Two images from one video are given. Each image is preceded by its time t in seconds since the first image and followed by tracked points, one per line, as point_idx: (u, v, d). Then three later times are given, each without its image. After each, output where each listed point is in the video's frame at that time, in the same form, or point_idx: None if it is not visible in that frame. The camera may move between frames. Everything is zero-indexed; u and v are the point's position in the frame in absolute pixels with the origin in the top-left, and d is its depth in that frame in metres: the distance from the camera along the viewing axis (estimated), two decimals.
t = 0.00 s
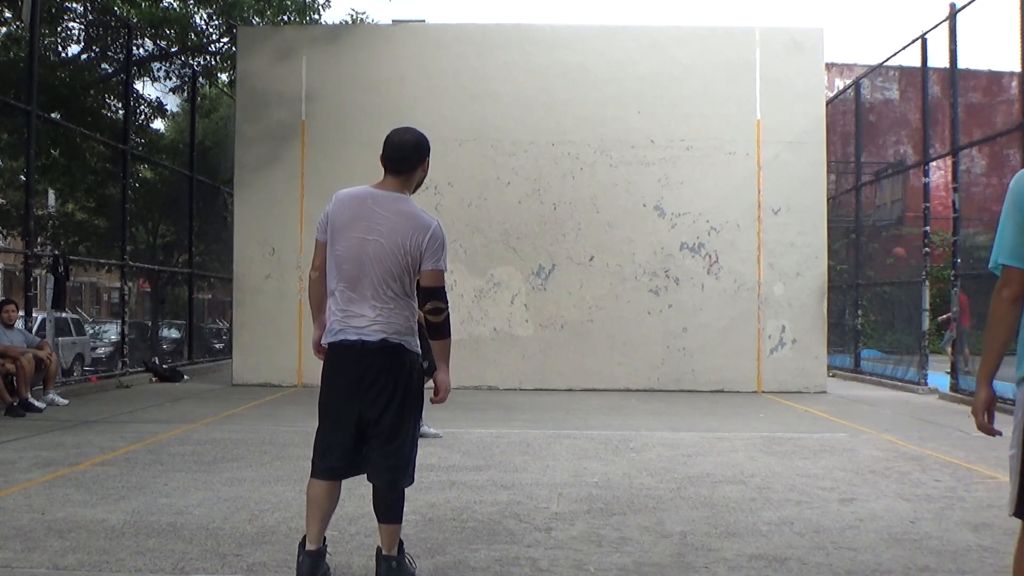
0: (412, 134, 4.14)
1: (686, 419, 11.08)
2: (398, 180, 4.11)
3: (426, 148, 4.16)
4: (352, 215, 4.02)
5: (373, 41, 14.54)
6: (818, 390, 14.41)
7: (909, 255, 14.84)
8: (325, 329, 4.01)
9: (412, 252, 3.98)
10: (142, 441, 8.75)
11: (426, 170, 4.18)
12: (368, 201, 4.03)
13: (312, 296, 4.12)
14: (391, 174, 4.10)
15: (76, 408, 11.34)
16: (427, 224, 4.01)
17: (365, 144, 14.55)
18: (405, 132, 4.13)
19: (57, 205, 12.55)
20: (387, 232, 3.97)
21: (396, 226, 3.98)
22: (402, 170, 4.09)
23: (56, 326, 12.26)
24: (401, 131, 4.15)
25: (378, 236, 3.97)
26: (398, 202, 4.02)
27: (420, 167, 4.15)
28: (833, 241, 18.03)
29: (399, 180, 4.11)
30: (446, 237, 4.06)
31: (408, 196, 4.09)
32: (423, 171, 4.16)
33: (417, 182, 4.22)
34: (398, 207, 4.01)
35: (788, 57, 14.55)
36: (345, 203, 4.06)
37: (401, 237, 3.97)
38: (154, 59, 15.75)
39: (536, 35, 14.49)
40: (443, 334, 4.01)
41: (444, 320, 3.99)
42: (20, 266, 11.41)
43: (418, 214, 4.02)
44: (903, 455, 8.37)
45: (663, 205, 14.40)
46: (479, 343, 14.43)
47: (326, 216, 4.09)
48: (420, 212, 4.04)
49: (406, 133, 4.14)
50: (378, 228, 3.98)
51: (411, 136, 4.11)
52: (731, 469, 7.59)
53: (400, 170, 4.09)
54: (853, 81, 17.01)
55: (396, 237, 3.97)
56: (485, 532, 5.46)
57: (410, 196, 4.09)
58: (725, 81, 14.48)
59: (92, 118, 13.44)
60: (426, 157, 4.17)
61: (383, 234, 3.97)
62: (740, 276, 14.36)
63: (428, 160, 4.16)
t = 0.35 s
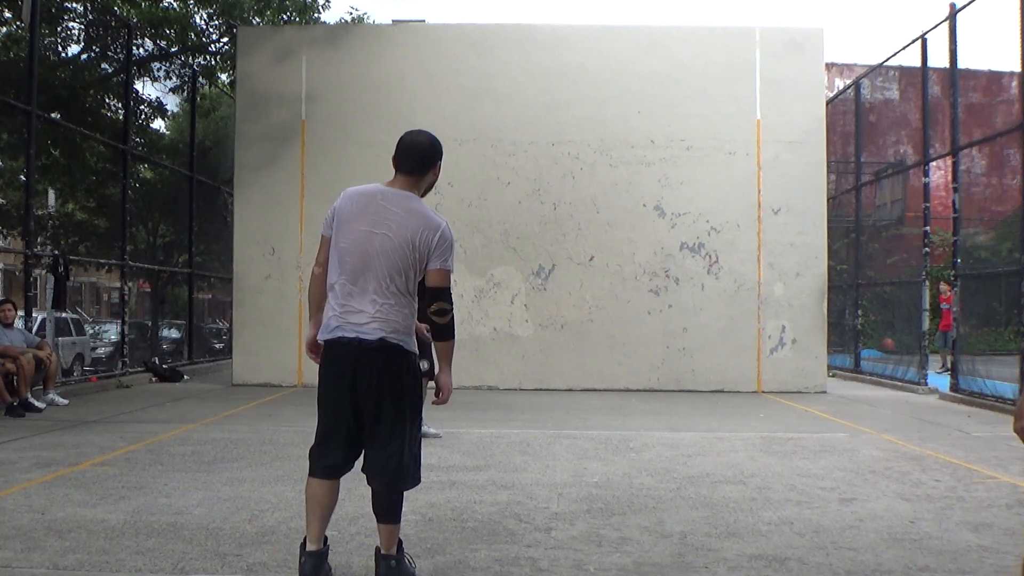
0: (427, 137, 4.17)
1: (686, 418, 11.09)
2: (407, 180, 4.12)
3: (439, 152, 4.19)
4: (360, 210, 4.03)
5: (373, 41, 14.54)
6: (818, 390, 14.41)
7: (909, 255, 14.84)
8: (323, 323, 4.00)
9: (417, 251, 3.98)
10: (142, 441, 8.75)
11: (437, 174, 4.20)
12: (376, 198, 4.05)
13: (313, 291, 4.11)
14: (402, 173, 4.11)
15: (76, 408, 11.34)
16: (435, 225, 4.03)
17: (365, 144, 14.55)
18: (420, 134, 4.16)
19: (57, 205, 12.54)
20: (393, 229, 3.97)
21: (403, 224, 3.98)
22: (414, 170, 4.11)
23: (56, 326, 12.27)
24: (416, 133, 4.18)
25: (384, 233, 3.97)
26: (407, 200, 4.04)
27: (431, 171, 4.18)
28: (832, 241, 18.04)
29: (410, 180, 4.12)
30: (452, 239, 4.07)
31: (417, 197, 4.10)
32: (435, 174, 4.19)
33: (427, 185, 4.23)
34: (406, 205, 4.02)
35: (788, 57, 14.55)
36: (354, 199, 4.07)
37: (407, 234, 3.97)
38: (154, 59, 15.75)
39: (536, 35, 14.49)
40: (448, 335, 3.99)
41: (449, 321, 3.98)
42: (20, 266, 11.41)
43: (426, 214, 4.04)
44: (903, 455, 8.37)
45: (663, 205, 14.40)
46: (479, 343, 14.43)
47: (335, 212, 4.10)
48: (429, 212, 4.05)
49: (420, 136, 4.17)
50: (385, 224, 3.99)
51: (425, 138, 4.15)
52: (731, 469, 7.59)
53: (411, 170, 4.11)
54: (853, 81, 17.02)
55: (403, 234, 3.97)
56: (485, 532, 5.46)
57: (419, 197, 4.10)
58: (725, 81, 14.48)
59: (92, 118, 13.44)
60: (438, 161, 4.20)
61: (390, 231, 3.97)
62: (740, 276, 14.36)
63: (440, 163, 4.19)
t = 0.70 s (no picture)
0: (393, 135, 4.07)
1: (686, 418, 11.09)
2: (377, 183, 4.01)
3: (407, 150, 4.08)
4: (332, 218, 3.91)
5: (373, 41, 14.54)
6: (818, 390, 14.41)
7: (909, 255, 14.84)
8: (303, 338, 3.86)
9: (397, 253, 3.88)
10: (142, 441, 8.75)
11: (406, 173, 4.09)
12: (347, 203, 3.92)
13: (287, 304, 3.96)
14: (372, 173, 4.01)
15: (76, 408, 11.34)
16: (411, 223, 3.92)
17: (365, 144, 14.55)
18: (386, 133, 4.06)
19: (57, 205, 12.54)
20: (370, 233, 3.86)
21: (378, 226, 3.87)
22: (383, 172, 4.01)
23: (56, 326, 12.27)
24: (381, 132, 4.07)
25: (361, 238, 3.86)
26: (380, 202, 3.93)
27: (400, 171, 4.06)
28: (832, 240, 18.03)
29: (380, 181, 4.02)
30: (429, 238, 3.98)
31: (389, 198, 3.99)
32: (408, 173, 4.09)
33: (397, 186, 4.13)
34: (380, 207, 3.91)
35: (788, 57, 14.54)
36: (324, 205, 3.95)
37: (385, 237, 3.86)
38: (154, 59, 15.75)
39: (536, 35, 14.49)
40: (429, 337, 4.00)
41: (427, 322, 3.95)
42: (20, 266, 11.40)
43: (401, 214, 3.93)
44: (903, 455, 8.37)
45: (663, 205, 14.40)
46: (479, 343, 14.43)
47: (304, 223, 3.97)
48: (404, 212, 3.95)
49: (384, 136, 4.06)
50: (360, 228, 3.87)
51: (392, 136, 4.05)
52: (731, 469, 7.59)
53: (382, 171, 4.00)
54: (853, 82, 17.01)
55: (380, 238, 3.86)
56: (485, 532, 5.46)
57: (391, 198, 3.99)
58: (725, 82, 14.48)
59: (92, 118, 13.44)
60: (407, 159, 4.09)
61: (367, 235, 3.86)
62: (740, 276, 14.36)
63: (410, 162, 4.07)
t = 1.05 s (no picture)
0: (347, 119, 3.85)
1: (686, 418, 11.08)
2: (335, 165, 3.77)
3: (366, 131, 3.85)
4: (288, 203, 3.67)
5: (373, 41, 14.54)
6: (818, 390, 14.41)
7: (909, 255, 14.85)
8: (264, 334, 3.62)
9: (359, 235, 3.62)
10: (142, 441, 8.75)
11: (368, 157, 3.83)
12: (304, 187, 3.69)
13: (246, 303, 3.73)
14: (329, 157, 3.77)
15: (76, 408, 11.34)
16: (372, 199, 3.65)
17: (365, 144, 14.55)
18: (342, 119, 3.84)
19: (57, 205, 12.55)
20: (329, 216, 3.61)
21: (336, 206, 3.62)
22: (340, 154, 3.77)
23: (56, 326, 12.27)
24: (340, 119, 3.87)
25: (320, 222, 3.61)
26: (338, 183, 3.68)
27: (361, 153, 3.82)
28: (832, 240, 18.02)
29: (337, 164, 3.77)
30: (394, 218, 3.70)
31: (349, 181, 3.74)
32: (368, 155, 3.83)
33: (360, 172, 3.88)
34: (339, 188, 3.66)
35: (788, 57, 14.54)
36: (280, 194, 3.72)
37: (345, 218, 3.60)
38: (154, 59, 15.75)
39: (536, 35, 14.49)
40: (398, 318, 3.67)
41: (397, 302, 3.65)
42: (20, 266, 11.40)
43: (361, 193, 3.67)
44: (903, 455, 8.37)
45: (663, 205, 14.40)
46: (479, 343, 14.43)
47: (259, 213, 3.74)
48: (365, 192, 3.69)
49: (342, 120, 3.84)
50: (318, 212, 3.62)
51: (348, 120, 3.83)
52: (731, 469, 7.59)
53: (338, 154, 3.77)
54: (853, 81, 17.01)
55: (339, 220, 3.60)
56: (485, 532, 5.46)
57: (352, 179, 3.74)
58: (725, 82, 14.48)
59: (92, 118, 13.45)
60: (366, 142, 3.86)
61: (325, 220, 3.61)
62: (740, 276, 14.36)
63: (374, 146, 3.85)
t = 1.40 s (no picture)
0: (354, 108, 3.50)
1: (686, 418, 11.08)
2: (339, 161, 3.46)
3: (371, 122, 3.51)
4: (288, 203, 3.38)
5: (373, 41, 14.54)
6: (818, 390, 14.41)
7: (909, 255, 14.85)
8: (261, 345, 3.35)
9: (365, 239, 3.31)
10: (142, 441, 8.76)
11: (367, 151, 3.51)
12: (305, 186, 3.39)
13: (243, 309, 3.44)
14: (335, 151, 3.44)
15: (76, 408, 11.34)
16: (378, 200, 3.34)
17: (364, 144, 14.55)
18: (347, 106, 3.50)
19: (57, 205, 12.55)
20: (332, 219, 3.31)
21: (339, 207, 3.32)
22: (345, 148, 3.44)
23: (56, 326, 12.26)
24: (342, 105, 3.53)
25: (322, 226, 3.31)
26: (345, 182, 3.37)
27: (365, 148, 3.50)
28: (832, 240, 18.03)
29: (344, 160, 3.45)
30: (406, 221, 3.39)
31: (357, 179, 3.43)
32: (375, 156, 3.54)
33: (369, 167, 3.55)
34: (345, 188, 3.35)
35: (788, 58, 14.54)
36: (283, 192, 3.42)
37: (350, 222, 3.30)
38: (155, 59, 15.75)
39: (536, 35, 14.49)
40: (408, 333, 3.39)
41: (408, 316, 3.38)
42: (20, 266, 11.40)
43: (370, 194, 3.36)
44: (903, 455, 8.37)
45: (663, 205, 14.40)
46: (479, 343, 14.43)
47: (257, 210, 3.45)
48: (373, 191, 3.38)
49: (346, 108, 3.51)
50: (321, 214, 3.33)
51: (356, 109, 3.49)
52: (731, 469, 7.59)
53: (344, 149, 3.44)
54: (853, 82, 17.01)
55: (341, 222, 3.30)
56: (485, 531, 5.46)
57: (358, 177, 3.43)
58: (725, 82, 14.48)
59: (92, 118, 13.44)
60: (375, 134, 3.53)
61: (328, 223, 3.31)
62: (740, 276, 14.36)
63: (372, 138, 3.50)
